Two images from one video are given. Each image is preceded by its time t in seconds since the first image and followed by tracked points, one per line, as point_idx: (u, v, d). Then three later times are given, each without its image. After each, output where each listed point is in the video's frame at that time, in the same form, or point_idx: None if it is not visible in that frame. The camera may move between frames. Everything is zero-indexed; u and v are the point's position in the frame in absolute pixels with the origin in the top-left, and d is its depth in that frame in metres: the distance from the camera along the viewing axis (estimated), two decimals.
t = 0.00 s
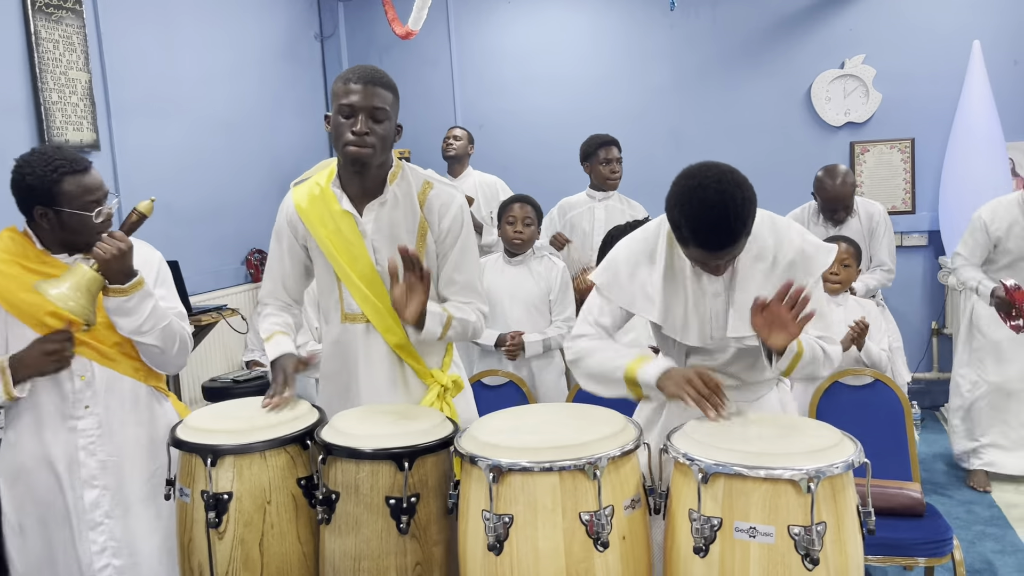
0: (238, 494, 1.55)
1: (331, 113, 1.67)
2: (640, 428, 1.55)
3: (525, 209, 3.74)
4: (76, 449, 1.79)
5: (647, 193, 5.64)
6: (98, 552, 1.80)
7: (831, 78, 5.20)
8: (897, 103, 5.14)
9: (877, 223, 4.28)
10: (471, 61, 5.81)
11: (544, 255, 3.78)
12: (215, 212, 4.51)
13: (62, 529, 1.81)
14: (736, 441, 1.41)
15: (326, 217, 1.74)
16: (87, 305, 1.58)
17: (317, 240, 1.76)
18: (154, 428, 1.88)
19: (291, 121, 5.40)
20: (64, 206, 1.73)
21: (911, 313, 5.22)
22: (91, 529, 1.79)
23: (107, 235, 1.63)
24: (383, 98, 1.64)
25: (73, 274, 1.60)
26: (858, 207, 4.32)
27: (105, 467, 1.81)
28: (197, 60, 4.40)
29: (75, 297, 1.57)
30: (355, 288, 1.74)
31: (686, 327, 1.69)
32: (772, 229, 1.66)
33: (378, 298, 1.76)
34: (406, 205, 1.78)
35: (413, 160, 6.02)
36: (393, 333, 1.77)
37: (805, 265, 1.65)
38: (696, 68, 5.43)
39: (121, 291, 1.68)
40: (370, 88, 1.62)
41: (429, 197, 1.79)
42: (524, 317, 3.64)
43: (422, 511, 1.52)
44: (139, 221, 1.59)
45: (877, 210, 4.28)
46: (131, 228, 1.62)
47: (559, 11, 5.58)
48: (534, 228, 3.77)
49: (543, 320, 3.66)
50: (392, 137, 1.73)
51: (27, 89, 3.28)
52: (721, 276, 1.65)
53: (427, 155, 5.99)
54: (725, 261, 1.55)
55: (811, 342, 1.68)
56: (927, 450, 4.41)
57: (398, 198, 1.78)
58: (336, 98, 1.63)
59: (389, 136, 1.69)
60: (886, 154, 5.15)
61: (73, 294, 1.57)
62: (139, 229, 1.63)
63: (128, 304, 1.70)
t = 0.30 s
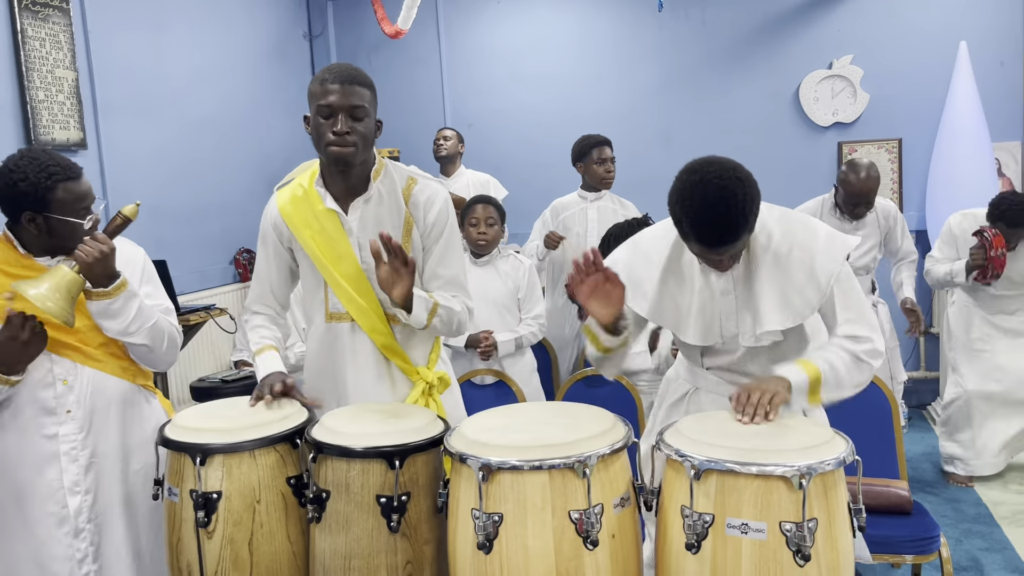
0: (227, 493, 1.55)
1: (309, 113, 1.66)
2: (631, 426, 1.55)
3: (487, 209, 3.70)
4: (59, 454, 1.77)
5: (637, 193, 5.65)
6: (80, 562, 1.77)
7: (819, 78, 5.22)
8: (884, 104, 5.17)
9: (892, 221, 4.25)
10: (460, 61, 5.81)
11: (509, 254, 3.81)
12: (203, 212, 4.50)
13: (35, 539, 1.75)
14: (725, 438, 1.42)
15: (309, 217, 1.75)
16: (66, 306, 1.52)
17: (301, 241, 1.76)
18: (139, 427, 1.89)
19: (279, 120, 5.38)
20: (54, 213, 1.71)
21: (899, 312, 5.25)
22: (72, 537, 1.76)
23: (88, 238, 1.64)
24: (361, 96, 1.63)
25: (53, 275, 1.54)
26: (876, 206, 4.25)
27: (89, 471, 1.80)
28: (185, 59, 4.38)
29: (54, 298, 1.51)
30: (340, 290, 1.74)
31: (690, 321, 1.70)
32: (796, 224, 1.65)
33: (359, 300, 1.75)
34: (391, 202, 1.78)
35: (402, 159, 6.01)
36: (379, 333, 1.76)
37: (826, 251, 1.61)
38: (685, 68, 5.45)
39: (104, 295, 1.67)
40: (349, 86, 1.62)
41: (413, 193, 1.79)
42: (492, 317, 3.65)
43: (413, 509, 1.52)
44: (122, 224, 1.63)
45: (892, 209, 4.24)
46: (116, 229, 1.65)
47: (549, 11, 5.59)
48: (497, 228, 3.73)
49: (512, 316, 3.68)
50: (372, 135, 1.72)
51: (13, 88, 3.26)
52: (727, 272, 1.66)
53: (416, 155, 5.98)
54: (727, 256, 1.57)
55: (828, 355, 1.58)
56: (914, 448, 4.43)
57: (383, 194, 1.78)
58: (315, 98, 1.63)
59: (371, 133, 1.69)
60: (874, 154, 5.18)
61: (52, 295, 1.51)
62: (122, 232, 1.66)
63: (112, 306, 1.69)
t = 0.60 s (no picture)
0: (217, 495, 1.54)
1: (301, 115, 1.67)
2: (620, 427, 1.56)
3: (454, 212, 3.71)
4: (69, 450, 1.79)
5: (628, 193, 5.66)
6: (84, 557, 1.78)
7: (810, 80, 5.24)
8: (875, 105, 5.19)
9: (879, 220, 4.30)
10: (452, 61, 5.80)
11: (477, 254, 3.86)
12: (193, 212, 4.48)
13: (39, 533, 1.76)
14: (715, 439, 1.42)
15: (298, 217, 1.74)
16: (87, 304, 1.52)
17: (289, 241, 1.75)
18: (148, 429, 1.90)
19: (270, 121, 5.37)
20: (88, 213, 1.73)
21: (888, 313, 5.27)
22: (78, 531, 1.78)
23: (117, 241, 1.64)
24: (350, 99, 1.63)
25: (78, 275, 1.54)
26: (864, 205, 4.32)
27: (97, 469, 1.81)
28: (175, 59, 4.36)
29: (75, 297, 1.51)
30: (325, 292, 1.74)
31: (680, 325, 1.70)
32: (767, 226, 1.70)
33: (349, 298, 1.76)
34: (380, 203, 1.77)
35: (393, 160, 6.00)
36: (363, 336, 1.77)
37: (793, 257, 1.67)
38: (676, 69, 5.46)
39: (127, 297, 1.69)
40: (338, 89, 1.61)
41: (404, 196, 1.78)
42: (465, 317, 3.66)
43: (402, 511, 1.51)
44: (151, 231, 1.59)
45: (879, 208, 4.31)
46: (145, 237, 1.61)
47: (540, 12, 5.58)
48: (461, 230, 3.72)
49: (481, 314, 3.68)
50: (364, 136, 1.72)
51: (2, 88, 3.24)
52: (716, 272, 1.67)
53: (408, 156, 5.97)
54: (721, 260, 1.58)
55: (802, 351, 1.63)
56: (904, 448, 4.45)
57: (372, 195, 1.77)
58: (304, 100, 1.63)
59: (360, 136, 1.69)
60: (865, 155, 5.20)
61: (73, 295, 1.51)
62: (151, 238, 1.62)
63: (135, 310, 1.71)
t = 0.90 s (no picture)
0: (217, 494, 1.55)
1: (307, 116, 1.67)
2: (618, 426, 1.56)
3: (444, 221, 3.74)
4: (99, 446, 1.87)
5: (625, 193, 5.67)
6: (115, 551, 1.86)
7: (806, 80, 5.25)
8: (871, 105, 5.20)
9: (855, 217, 4.31)
10: (449, 61, 5.80)
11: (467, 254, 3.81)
12: (190, 212, 4.48)
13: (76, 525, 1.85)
14: (711, 439, 1.43)
15: (298, 215, 1.75)
16: (118, 300, 1.65)
17: (287, 237, 1.76)
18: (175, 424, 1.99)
19: (267, 120, 5.37)
20: (141, 218, 1.86)
21: (884, 313, 5.29)
22: (110, 525, 1.85)
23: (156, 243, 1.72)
24: (357, 103, 1.64)
25: (116, 270, 1.68)
26: (837, 198, 4.34)
27: (127, 463, 1.89)
28: (172, 58, 4.36)
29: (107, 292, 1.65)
30: (323, 288, 1.76)
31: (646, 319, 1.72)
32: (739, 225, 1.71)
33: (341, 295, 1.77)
34: (378, 208, 1.78)
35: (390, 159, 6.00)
36: (360, 333, 1.78)
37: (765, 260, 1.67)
38: (673, 69, 5.47)
39: (159, 298, 1.82)
40: (346, 93, 1.62)
41: (401, 201, 1.78)
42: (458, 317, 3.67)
43: (403, 510, 1.52)
44: (190, 234, 1.71)
45: (855, 203, 4.30)
46: (181, 240, 1.72)
47: (537, 12, 5.59)
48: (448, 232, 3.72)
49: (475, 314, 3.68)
50: (368, 141, 1.73)
51: None
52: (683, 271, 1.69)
53: (405, 156, 5.97)
54: (689, 257, 1.59)
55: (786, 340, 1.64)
56: (900, 448, 4.47)
57: (371, 200, 1.78)
58: (312, 102, 1.64)
59: (366, 140, 1.70)
60: (861, 155, 5.22)
61: (106, 288, 1.64)
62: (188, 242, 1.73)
63: (164, 310, 1.83)
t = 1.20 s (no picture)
0: (230, 489, 1.56)
1: (287, 120, 1.69)
2: (626, 423, 1.57)
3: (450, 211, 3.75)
4: (117, 441, 1.92)
5: (627, 192, 5.68)
6: (132, 541, 1.91)
7: (808, 79, 5.27)
8: (872, 104, 5.22)
9: (852, 215, 4.31)
10: (451, 60, 5.81)
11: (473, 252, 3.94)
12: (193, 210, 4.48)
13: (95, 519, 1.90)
14: (718, 433, 1.45)
15: (293, 217, 1.76)
16: (134, 301, 1.69)
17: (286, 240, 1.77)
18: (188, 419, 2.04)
19: (270, 118, 5.38)
20: (157, 217, 1.90)
21: (884, 311, 5.30)
22: (126, 517, 1.91)
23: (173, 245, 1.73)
24: (335, 101, 1.65)
25: (132, 271, 1.71)
26: (836, 197, 4.36)
27: (144, 458, 1.95)
28: (176, 57, 4.38)
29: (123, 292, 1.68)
30: (323, 284, 1.76)
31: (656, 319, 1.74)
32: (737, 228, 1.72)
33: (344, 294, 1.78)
34: (369, 202, 1.79)
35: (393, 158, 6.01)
36: (364, 328, 1.79)
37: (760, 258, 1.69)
38: (674, 68, 5.48)
39: (174, 299, 1.82)
40: (322, 92, 1.64)
41: (390, 193, 1.80)
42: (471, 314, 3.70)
43: (414, 504, 1.54)
44: (206, 237, 1.68)
45: (853, 201, 4.32)
46: (197, 241, 1.70)
47: (538, 11, 5.61)
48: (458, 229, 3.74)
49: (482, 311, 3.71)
50: (350, 138, 1.74)
51: (7, 86, 3.25)
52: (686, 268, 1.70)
53: (406, 155, 5.98)
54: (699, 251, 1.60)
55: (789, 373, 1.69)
56: (902, 445, 4.48)
57: (361, 195, 1.79)
58: (289, 105, 1.65)
59: (348, 136, 1.71)
60: (862, 154, 5.24)
61: (121, 289, 1.68)
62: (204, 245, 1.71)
63: (178, 312, 1.84)
